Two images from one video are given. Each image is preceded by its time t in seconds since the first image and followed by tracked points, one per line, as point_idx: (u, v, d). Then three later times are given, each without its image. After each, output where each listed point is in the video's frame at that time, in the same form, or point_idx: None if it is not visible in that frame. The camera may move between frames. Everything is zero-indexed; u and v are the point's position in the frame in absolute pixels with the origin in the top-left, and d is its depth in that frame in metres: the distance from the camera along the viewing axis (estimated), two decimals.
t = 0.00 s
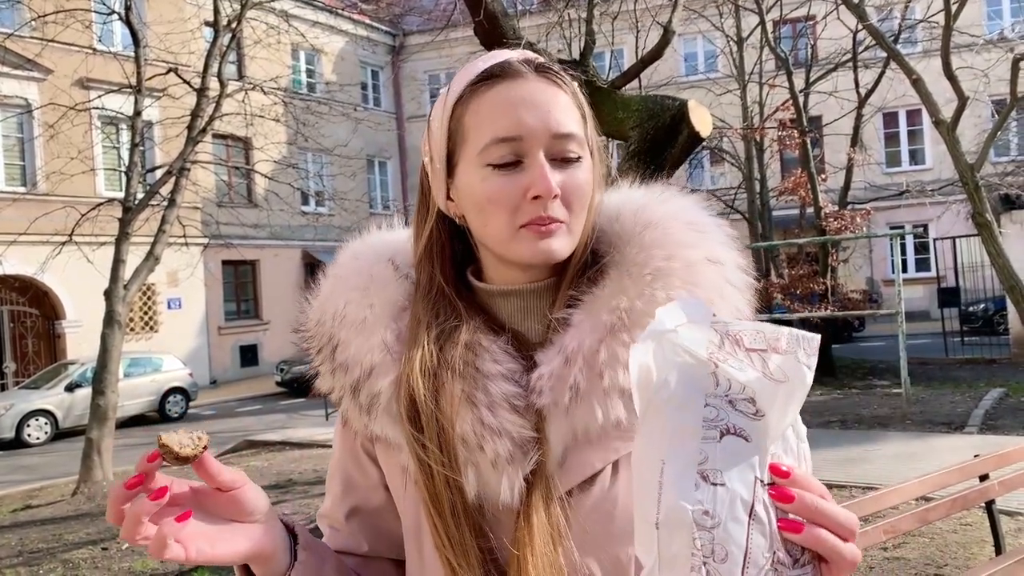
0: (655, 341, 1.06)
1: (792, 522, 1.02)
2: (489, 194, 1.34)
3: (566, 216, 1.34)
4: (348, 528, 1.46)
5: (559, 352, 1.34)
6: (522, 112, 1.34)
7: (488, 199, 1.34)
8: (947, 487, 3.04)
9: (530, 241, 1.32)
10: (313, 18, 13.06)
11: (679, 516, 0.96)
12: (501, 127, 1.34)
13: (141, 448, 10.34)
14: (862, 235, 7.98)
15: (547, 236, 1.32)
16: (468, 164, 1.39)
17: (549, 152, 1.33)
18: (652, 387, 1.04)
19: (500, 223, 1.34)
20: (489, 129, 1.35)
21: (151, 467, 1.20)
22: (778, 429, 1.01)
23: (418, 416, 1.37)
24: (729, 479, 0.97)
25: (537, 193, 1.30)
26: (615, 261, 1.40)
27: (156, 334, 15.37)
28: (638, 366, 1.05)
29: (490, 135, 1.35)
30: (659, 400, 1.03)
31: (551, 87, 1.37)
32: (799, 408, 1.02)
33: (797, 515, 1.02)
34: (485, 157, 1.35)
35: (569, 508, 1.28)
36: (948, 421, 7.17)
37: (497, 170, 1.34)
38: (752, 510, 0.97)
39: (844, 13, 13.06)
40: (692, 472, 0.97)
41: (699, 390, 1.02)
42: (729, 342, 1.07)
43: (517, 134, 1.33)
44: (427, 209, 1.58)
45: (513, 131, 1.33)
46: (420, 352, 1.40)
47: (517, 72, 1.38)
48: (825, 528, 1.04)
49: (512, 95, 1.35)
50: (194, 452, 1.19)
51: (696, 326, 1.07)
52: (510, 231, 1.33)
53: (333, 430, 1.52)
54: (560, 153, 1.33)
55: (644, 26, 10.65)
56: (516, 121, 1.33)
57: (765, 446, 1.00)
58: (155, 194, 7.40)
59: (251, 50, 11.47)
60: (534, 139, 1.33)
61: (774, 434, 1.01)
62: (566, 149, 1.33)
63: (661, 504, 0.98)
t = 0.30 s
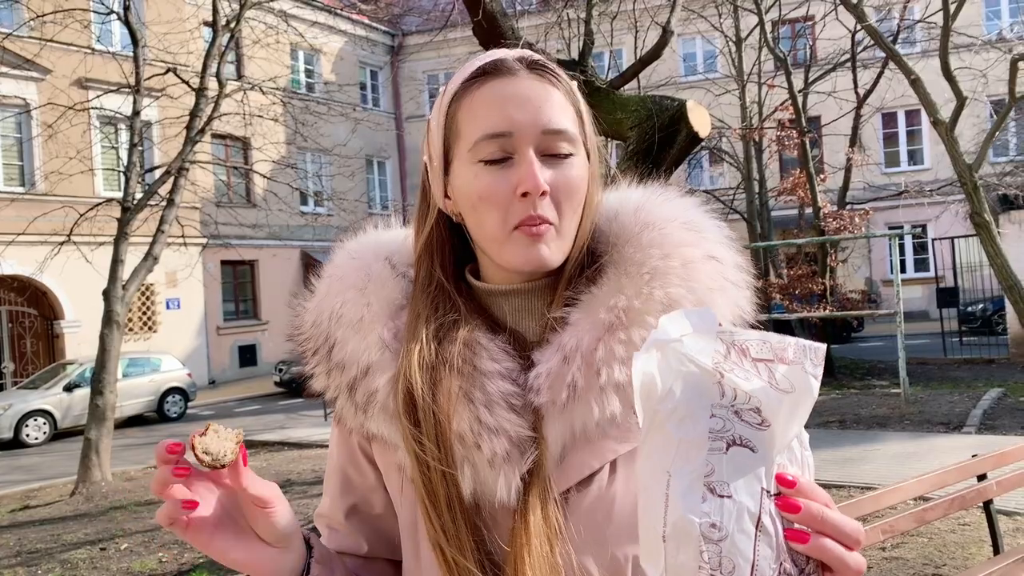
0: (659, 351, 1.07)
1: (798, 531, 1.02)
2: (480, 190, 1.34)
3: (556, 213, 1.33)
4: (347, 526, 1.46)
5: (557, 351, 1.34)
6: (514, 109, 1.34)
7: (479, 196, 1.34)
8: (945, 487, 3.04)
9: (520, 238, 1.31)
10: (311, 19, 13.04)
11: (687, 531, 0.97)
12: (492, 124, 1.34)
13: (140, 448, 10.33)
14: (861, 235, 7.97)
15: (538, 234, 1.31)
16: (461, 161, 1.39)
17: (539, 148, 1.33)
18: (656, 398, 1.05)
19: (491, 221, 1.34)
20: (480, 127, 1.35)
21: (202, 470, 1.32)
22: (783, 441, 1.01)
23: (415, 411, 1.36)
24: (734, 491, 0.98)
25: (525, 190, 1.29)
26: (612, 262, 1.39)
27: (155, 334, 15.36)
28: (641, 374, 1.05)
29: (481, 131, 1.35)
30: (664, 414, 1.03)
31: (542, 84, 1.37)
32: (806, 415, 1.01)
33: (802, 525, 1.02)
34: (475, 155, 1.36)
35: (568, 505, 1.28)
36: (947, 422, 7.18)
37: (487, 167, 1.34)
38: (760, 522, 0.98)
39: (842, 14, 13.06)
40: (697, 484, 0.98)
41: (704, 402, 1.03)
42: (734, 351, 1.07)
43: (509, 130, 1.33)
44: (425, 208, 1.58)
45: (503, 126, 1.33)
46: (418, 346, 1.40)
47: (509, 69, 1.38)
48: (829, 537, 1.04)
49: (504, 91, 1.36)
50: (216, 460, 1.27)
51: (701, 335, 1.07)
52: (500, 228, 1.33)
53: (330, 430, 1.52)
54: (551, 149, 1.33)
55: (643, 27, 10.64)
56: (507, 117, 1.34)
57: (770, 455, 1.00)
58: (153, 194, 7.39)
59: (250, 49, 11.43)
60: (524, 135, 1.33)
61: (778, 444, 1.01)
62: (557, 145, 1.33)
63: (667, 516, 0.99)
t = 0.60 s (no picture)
0: (731, 388, 1.16)
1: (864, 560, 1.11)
2: (472, 194, 1.34)
3: (551, 212, 1.33)
4: (345, 523, 1.46)
5: (559, 353, 1.35)
6: (501, 111, 1.34)
7: (471, 200, 1.34)
8: (945, 487, 3.05)
9: (512, 238, 1.31)
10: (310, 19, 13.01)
11: (764, 567, 1.04)
12: (481, 128, 1.34)
13: (139, 449, 10.32)
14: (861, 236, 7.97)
15: (529, 234, 1.31)
16: (453, 166, 1.39)
17: (527, 149, 1.33)
18: (724, 432, 1.13)
19: (483, 223, 1.34)
20: (469, 131, 1.36)
21: (230, 388, 1.48)
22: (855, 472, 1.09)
23: (415, 411, 1.36)
24: (807, 524, 1.05)
25: (513, 192, 1.29)
26: (617, 262, 1.40)
27: (154, 335, 15.34)
28: (712, 407, 1.14)
29: (468, 136, 1.35)
30: (732, 448, 1.12)
31: (532, 85, 1.37)
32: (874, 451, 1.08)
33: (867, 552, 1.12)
34: (464, 160, 1.36)
35: (571, 506, 1.27)
36: (946, 422, 7.18)
37: (478, 171, 1.35)
38: (831, 554, 1.05)
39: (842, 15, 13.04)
40: (772, 520, 1.06)
41: (776, 436, 1.11)
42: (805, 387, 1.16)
43: (495, 133, 1.33)
44: (426, 211, 1.58)
45: (490, 130, 1.33)
46: (419, 345, 1.40)
47: (496, 72, 1.38)
48: (890, 565, 1.15)
49: (492, 94, 1.36)
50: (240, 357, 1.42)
51: (773, 372, 1.16)
52: (491, 229, 1.33)
53: (333, 433, 1.52)
54: (540, 148, 1.34)
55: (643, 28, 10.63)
56: (495, 120, 1.34)
57: (838, 487, 1.08)
58: (152, 194, 7.37)
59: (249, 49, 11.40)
60: (510, 137, 1.33)
61: (846, 475, 1.09)
62: (546, 144, 1.33)
63: (743, 554, 1.07)
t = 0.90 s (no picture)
0: (725, 363, 1.11)
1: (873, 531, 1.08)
2: (485, 191, 1.34)
3: (565, 209, 1.33)
4: (346, 513, 1.46)
5: (568, 351, 1.35)
6: (515, 108, 1.34)
7: (484, 198, 1.34)
8: (946, 487, 3.04)
9: (528, 236, 1.31)
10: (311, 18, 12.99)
11: (778, 538, 0.99)
12: (494, 126, 1.34)
13: (140, 447, 10.31)
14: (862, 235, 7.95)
15: (547, 233, 1.31)
16: (465, 164, 1.39)
17: (542, 146, 1.33)
18: (724, 409, 1.08)
19: (497, 220, 1.34)
20: (485, 128, 1.35)
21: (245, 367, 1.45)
22: (857, 437, 1.03)
23: (423, 410, 1.37)
24: (816, 494, 1.00)
25: (531, 189, 1.29)
26: (628, 261, 1.40)
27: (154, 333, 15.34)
28: (708, 384, 1.11)
29: (483, 133, 1.35)
30: (738, 423, 1.06)
31: (544, 83, 1.37)
32: (873, 417, 1.02)
33: (876, 524, 1.09)
34: (479, 157, 1.35)
35: (575, 504, 1.26)
36: (947, 422, 7.18)
37: (491, 168, 1.34)
38: (842, 524, 1.00)
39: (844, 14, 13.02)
40: (783, 492, 1.01)
41: (774, 404, 1.05)
42: (801, 355, 1.10)
43: (510, 132, 1.33)
44: (432, 207, 1.57)
45: (505, 128, 1.33)
46: (428, 345, 1.40)
47: (508, 69, 1.37)
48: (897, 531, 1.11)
49: (504, 92, 1.36)
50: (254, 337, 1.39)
51: (767, 345, 1.11)
52: (506, 226, 1.33)
53: (340, 428, 1.51)
54: (554, 146, 1.33)
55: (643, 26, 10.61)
56: (508, 118, 1.33)
57: (843, 457, 1.02)
58: (152, 193, 7.35)
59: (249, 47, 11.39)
60: (526, 135, 1.32)
61: (849, 444, 1.03)
62: (559, 142, 1.33)
63: (757, 528, 1.02)
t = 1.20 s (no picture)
0: (682, 364, 1.06)
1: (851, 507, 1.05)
2: (486, 194, 1.34)
3: (567, 210, 1.32)
4: (358, 511, 1.46)
5: (563, 349, 1.34)
6: (515, 110, 1.34)
7: (485, 200, 1.34)
8: (948, 487, 3.03)
9: (530, 238, 1.31)
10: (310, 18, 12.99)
11: (774, 537, 0.94)
12: (495, 128, 1.34)
13: (140, 447, 10.31)
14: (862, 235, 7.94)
15: (548, 233, 1.31)
16: (467, 166, 1.38)
17: (543, 148, 1.32)
18: (692, 412, 1.03)
19: (500, 222, 1.33)
20: (486, 129, 1.35)
21: (245, 393, 1.45)
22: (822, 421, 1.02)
23: (423, 408, 1.37)
24: (801, 482, 0.96)
25: (533, 190, 1.29)
26: (625, 260, 1.39)
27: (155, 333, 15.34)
28: (668, 393, 1.04)
29: (485, 134, 1.34)
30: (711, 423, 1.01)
31: (543, 84, 1.37)
32: (834, 396, 1.02)
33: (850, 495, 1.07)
34: (481, 159, 1.35)
35: (571, 500, 1.26)
36: (947, 422, 7.18)
37: (492, 170, 1.34)
38: (828, 506, 0.97)
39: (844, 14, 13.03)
40: (765, 484, 0.96)
41: (738, 404, 1.01)
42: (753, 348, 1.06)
43: (511, 132, 1.33)
44: (435, 209, 1.57)
45: (506, 129, 1.33)
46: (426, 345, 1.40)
47: (507, 72, 1.37)
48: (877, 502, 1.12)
49: (504, 94, 1.35)
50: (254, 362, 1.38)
51: (721, 343, 1.06)
52: (510, 228, 1.32)
53: (347, 427, 1.52)
54: (556, 148, 1.32)
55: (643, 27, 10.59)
56: (508, 120, 1.33)
57: (812, 441, 1.01)
58: (153, 193, 7.34)
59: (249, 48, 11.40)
60: (527, 136, 1.32)
61: (815, 428, 1.02)
62: (561, 144, 1.33)
63: (749, 527, 0.96)
